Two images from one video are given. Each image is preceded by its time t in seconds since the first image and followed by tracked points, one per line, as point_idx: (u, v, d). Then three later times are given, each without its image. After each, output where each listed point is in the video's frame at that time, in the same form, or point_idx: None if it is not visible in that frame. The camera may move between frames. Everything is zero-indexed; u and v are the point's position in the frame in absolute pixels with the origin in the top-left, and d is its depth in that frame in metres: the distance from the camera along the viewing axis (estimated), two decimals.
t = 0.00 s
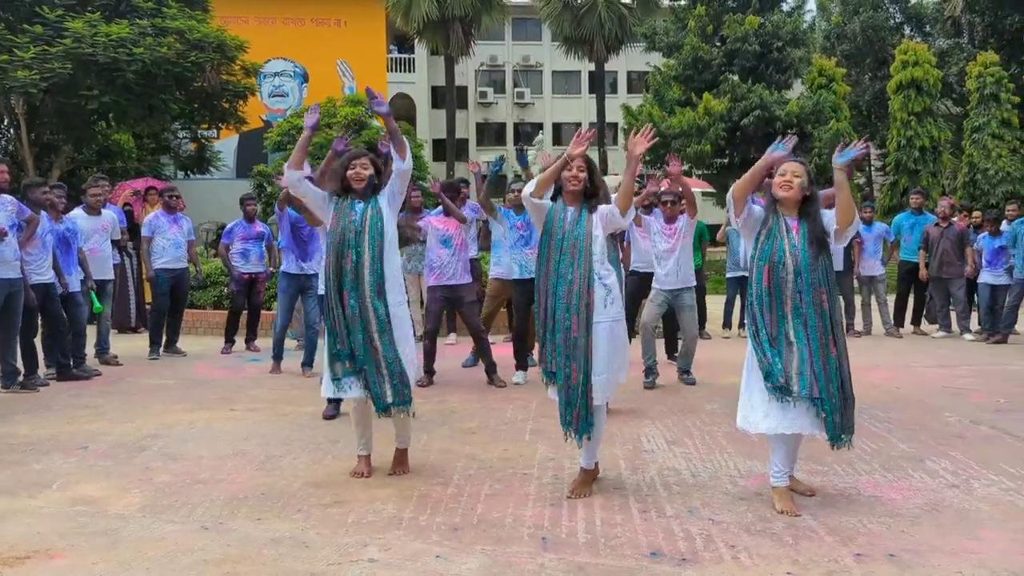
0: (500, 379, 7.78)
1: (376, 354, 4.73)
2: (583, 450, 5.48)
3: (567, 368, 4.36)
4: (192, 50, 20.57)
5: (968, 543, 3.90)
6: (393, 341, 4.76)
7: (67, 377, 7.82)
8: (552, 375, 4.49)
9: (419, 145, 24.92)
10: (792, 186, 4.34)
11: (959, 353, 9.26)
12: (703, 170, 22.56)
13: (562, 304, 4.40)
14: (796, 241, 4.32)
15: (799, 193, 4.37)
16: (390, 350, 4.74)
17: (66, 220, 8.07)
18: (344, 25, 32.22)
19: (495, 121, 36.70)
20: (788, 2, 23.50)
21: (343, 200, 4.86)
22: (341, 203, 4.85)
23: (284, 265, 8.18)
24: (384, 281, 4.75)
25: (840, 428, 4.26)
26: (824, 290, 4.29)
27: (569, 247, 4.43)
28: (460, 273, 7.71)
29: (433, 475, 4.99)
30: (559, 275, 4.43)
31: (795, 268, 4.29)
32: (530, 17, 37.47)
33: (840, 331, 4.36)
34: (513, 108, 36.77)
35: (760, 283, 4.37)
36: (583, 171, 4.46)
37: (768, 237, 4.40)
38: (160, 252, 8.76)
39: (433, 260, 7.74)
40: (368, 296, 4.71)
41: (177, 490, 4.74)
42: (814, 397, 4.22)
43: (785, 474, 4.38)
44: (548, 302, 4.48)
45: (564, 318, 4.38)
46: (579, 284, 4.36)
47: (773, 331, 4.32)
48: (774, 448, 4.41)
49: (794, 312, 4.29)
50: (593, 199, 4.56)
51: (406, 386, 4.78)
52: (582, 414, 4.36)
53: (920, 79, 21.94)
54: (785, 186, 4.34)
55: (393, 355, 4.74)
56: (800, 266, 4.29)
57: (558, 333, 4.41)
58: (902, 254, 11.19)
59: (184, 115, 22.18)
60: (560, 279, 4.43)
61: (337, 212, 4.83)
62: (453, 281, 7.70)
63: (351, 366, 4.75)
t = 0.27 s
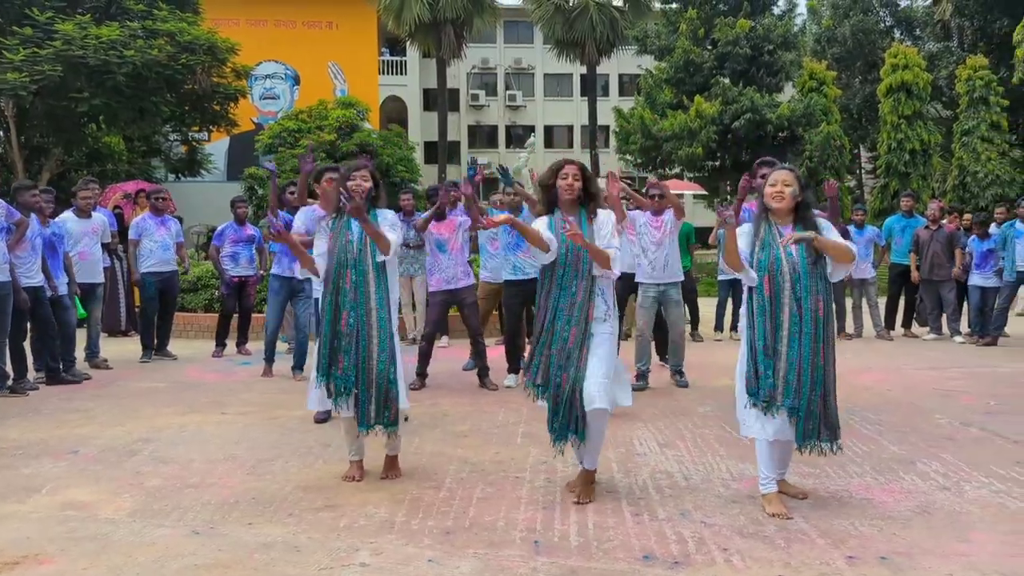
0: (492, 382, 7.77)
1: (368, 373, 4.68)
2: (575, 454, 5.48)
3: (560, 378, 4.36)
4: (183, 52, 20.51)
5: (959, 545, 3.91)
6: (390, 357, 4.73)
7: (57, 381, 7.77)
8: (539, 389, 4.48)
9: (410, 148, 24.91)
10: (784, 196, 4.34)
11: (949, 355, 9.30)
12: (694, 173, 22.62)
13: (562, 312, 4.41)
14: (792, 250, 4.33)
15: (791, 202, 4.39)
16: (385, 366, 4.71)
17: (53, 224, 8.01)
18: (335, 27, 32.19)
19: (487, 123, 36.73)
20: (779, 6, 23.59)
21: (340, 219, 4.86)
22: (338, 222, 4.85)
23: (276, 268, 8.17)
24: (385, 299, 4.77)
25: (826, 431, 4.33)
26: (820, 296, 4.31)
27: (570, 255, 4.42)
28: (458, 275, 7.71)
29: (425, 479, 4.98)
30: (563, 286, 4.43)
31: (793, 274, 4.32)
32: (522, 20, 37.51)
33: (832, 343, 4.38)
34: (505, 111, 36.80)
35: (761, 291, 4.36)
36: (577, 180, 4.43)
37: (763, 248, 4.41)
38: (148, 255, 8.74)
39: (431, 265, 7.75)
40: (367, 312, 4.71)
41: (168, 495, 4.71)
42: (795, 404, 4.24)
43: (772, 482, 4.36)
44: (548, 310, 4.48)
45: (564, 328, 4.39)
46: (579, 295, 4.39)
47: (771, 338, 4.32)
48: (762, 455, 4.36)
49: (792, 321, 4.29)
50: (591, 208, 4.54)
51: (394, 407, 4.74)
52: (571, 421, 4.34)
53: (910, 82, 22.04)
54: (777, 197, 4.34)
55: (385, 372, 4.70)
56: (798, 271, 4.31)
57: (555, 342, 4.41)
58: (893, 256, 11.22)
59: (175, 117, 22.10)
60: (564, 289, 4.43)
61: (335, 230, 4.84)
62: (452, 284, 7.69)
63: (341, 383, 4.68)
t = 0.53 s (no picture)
0: (484, 384, 7.75)
1: (358, 367, 4.69)
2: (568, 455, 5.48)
3: (553, 372, 4.41)
4: (175, 54, 20.45)
5: (950, 544, 3.93)
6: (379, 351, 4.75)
7: (47, 385, 7.73)
8: (543, 377, 4.48)
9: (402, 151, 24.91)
10: (771, 199, 4.38)
11: (939, 356, 9.35)
12: (686, 176, 22.68)
13: (550, 309, 4.44)
14: (777, 251, 4.36)
15: (778, 205, 4.42)
16: (374, 361, 4.72)
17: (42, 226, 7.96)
18: (327, 31, 32.16)
19: (479, 127, 36.78)
20: (769, 9, 23.67)
21: (329, 208, 4.82)
22: (327, 211, 4.81)
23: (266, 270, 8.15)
24: (375, 293, 4.75)
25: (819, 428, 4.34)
26: (805, 299, 4.31)
27: (556, 250, 4.41)
28: (451, 279, 7.73)
29: (417, 481, 4.97)
30: (547, 281, 4.45)
31: (776, 280, 4.32)
32: (514, 24, 37.55)
33: (820, 340, 4.38)
34: (497, 114, 36.84)
35: (743, 296, 4.41)
36: (572, 176, 4.47)
37: (750, 251, 4.43)
38: (134, 257, 8.72)
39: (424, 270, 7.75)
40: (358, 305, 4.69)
41: (158, 498, 4.68)
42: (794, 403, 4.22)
43: (769, 467, 4.34)
44: (537, 308, 4.50)
45: (552, 323, 4.41)
46: (565, 288, 4.39)
47: (756, 340, 4.34)
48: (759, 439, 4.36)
49: (778, 324, 4.31)
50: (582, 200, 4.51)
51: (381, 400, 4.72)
52: (563, 420, 4.37)
53: (900, 85, 22.14)
54: (764, 201, 4.39)
55: (376, 366, 4.72)
56: (782, 278, 4.31)
57: (546, 340, 4.44)
58: (883, 259, 11.26)
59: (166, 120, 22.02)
60: (548, 284, 4.46)
61: (322, 221, 4.80)
62: (444, 288, 7.70)
63: (332, 376, 4.69)
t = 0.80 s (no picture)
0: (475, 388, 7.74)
1: (350, 380, 4.66)
2: (559, 459, 5.47)
3: (547, 380, 4.38)
4: (166, 57, 20.39)
5: (940, 548, 3.93)
6: (373, 362, 4.72)
7: (35, 389, 7.68)
8: (529, 388, 4.45)
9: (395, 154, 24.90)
10: (761, 202, 4.38)
11: (929, 359, 9.38)
12: (677, 180, 22.72)
13: (545, 316, 4.40)
14: (772, 247, 4.36)
15: (769, 208, 4.43)
16: (367, 374, 4.68)
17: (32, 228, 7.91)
18: (319, 33, 32.11)
19: (471, 129, 36.78)
20: (761, 12, 23.73)
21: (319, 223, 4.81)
22: (317, 227, 4.79)
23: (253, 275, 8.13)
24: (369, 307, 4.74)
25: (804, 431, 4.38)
26: (798, 295, 4.32)
27: (554, 258, 4.42)
28: (437, 284, 7.68)
29: (408, 486, 4.95)
30: (544, 286, 4.42)
31: (769, 272, 4.31)
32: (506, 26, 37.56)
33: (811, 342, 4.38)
34: (489, 117, 36.85)
35: (734, 287, 4.38)
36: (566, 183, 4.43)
37: (742, 243, 4.42)
38: (119, 260, 8.68)
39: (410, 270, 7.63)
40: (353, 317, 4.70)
41: (147, 504, 4.65)
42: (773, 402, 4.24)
43: (757, 485, 4.40)
44: (531, 312, 4.46)
45: (548, 331, 4.37)
46: (563, 296, 4.37)
47: (744, 334, 4.33)
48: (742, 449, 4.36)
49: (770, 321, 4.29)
50: (575, 210, 4.54)
51: (375, 411, 4.68)
52: (557, 426, 4.34)
53: (890, 89, 22.21)
54: (756, 204, 4.38)
55: (371, 377, 4.68)
56: (777, 270, 4.31)
57: (540, 347, 4.40)
58: (873, 262, 11.29)
59: (157, 122, 21.95)
60: (546, 290, 4.42)
61: (314, 236, 4.78)
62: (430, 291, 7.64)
63: (324, 391, 4.63)
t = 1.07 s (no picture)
0: (469, 390, 7.74)
1: (348, 371, 4.68)
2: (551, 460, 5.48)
3: (542, 382, 4.37)
4: (157, 58, 20.35)
5: (930, 548, 3.95)
6: (368, 354, 4.75)
7: (26, 391, 7.64)
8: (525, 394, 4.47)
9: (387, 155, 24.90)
10: (753, 210, 4.36)
11: (920, 360, 9.43)
12: (670, 181, 22.75)
13: (538, 318, 4.39)
14: (764, 257, 4.37)
15: (763, 214, 4.41)
16: (364, 364, 4.73)
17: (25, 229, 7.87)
18: (311, 34, 32.08)
19: (464, 131, 36.81)
20: (752, 15, 23.81)
21: (307, 214, 4.77)
22: (305, 218, 4.76)
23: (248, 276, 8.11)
24: (364, 297, 4.75)
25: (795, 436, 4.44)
26: (790, 307, 4.37)
27: (544, 260, 4.42)
28: (438, 291, 7.67)
29: (400, 487, 4.94)
30: (535, 291, 4.42)
31: (762, 286, 4.34)
32: (498, 28, 37.58)
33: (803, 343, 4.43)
34: (482, 118, 36.87)
35: (727, 301, 4.42)
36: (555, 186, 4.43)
37: (735, 257, 4.44)
38: (110, 262, 8.66)
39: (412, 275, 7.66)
40: (348, 309, 4.69)
41: (138, 505, 4.64)
42: (774, 411, 4.26)
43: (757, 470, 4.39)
44: (523, 317, 4.46)
45: (541, 332, 4.37)
46: (555, 297, 4.37)
47: (741, 347, 4.35)
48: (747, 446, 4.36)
49: (765, 330, 4.31)
50: (566, 210, 4.55)
51: (370, 403, 4.72)
52: (552, 430, 4.31)
53: (882, 91, 22.30)
54: (748, 213, 4.36)
55: (368, 368, 4.73)
56: (769, 282, 4.34)
57: (533, 349, 4.40)
58: (865, 263, 11.33)
59: (148, 123, 21.88)
60: (537, 292, 4.42)
61: (305, 226, 4.74)
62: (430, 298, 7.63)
63: (324, 379, 4.66)
